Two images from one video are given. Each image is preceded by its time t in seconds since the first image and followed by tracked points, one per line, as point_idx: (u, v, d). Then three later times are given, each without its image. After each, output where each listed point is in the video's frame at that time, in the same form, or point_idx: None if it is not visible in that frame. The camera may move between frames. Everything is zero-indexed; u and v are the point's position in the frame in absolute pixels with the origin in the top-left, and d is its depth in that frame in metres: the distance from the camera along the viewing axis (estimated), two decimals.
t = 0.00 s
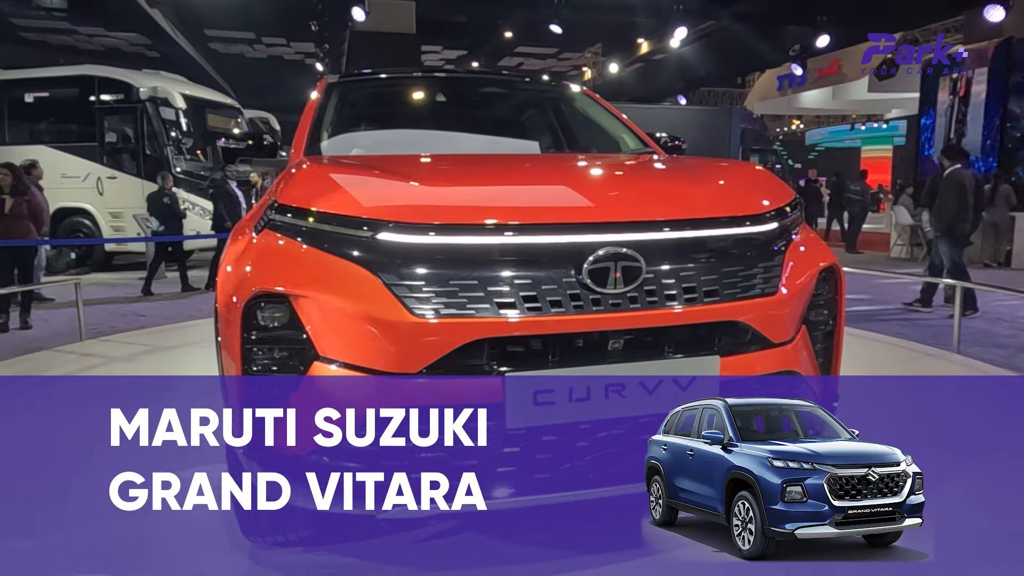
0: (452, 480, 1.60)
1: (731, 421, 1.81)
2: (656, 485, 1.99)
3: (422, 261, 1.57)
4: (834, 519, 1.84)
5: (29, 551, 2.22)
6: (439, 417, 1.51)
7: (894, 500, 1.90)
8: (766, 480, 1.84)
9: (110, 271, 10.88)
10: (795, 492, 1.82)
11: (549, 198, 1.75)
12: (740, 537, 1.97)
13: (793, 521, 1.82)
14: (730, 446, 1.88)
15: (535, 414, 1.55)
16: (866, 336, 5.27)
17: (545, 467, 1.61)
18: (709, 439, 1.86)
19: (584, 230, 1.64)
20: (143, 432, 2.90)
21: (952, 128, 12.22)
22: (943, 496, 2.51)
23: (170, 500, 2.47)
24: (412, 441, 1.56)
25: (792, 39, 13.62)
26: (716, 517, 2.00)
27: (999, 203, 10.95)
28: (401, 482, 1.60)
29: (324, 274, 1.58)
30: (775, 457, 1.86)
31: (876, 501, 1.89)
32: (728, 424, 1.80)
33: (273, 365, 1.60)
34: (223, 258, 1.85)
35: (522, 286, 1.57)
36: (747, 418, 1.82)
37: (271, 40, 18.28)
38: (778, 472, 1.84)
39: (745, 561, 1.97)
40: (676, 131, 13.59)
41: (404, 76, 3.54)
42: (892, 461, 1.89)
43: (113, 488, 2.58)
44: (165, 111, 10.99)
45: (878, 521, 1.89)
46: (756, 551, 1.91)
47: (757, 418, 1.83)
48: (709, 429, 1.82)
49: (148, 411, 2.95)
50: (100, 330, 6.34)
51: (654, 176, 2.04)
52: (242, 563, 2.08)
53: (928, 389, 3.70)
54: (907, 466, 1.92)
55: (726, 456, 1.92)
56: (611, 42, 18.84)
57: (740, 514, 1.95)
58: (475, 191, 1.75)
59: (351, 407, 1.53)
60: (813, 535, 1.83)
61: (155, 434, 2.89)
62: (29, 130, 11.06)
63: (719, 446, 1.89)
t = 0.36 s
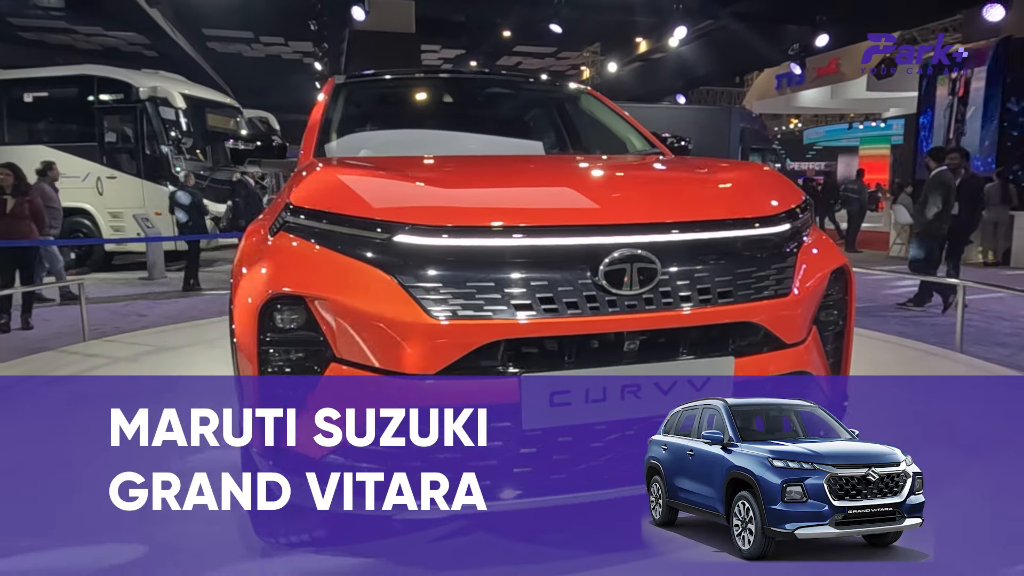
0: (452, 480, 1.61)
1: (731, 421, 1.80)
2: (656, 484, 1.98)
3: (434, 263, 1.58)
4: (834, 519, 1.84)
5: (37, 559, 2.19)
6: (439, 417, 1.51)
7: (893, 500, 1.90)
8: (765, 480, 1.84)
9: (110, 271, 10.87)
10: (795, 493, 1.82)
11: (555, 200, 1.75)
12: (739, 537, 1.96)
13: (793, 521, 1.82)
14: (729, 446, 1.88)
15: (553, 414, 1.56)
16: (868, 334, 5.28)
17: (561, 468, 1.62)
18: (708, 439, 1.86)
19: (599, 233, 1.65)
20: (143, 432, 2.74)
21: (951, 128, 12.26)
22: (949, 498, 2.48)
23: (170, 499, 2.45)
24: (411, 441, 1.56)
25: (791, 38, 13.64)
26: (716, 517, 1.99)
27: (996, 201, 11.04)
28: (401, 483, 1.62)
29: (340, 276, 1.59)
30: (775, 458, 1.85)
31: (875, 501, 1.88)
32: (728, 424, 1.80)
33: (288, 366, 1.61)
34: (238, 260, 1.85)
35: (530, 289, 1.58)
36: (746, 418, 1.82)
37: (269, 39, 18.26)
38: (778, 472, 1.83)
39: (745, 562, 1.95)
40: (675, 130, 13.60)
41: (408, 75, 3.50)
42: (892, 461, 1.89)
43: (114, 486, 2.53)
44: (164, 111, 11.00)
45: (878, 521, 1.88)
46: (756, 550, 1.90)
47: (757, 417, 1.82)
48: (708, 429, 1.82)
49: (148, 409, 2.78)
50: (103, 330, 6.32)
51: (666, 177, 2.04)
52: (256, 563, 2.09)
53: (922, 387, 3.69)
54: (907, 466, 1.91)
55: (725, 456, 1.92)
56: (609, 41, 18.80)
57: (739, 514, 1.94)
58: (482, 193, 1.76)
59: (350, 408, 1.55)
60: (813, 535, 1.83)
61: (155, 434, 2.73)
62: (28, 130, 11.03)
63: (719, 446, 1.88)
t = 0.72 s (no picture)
0: (452, 481, 1.62)
1: (731, 421, 1.80)
2: (656, 483, 1.97)
3: (442, 265, 1.60)
4: (834, 520, 1.82)
5: (43, 561, 2.19)
6: (439, 417, 1.53)
7: (893, 500, 1.89)
8: (764, 480, 1.83)
9: (109, 271, 10.88)
10: (795, 493, 1.81)
11: (558, 202, 1.76)
12: (739, 537, 1.95)
13: (793, 521, 1.80)
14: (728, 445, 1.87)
15: (563, 415, 1.57)
16: (869, 334, 5.29)
17: (571, 468, 1.64)
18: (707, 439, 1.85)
19: (607, 235, 1.66)
20: (143, 432, 2.74)
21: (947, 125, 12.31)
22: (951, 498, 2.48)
23: (170, 499, 2.45)
24: (411, 441, 1.58)
25: (790, 37, 13.65)
26: (715, 517, 1.98)
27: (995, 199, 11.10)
28: (401, 483, 1.63)
29: (352, 279, 1.60)
30: (774, 458, 1.84)
31: (875, 501, 1.88)
32: (728, 424, 1.80)
33: (299, 367, 1.62)
34: (250, 262, 1.87)
35: (538, 291, 1.59)
36: (746, 418, 1.81)
37: (268, 39, 18.27)
38: (779, 471, 1.82)
39: (745, 562, 1.94)
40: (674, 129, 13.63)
41: (410, 77, 3.51)
42: (892, 461, 1.88)
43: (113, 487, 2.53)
44: (164, 110, 10.99)
45: (877, 521, 1.87)
46: (756, 550, 1.89)
47: (756, 417, 1.82)
48: (709, 428, 1.82)
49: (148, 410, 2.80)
50: (104, 330, 6.33)
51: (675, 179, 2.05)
52: (265, 562, 2.10)
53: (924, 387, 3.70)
54: (906, 465, 1.90)
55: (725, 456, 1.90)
56: (607, 40, 18.81)
57: (739, 513, 1.93)
58: (489, 196, 1.77)
59: (350, 408, 1.56)
60: (813, 535, 1.82)
61: (155, 434, 2.75)
62: (27, 129, 11.03)
63: (718, 446, 1.87)
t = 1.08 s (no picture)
0: (452, 480, 1.64)
1: (731, 421, 1.81)
2: (657, 483, 1.99)
3: (448, 267, 1.61)
4: (834, 520, 1.84)
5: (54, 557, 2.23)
6: (439, 417, 1.54)
7: (893, 500, 1.91)
8: (765, 481, 1.85)
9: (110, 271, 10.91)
10: (796, 493, 1.82)
11: (561, 203, 1.78)
12: (739, 537, 1.96)
13: (793, 521, 1.82)
14: (730, 445, 1.89)
15: (569, 415, 1.59)
16: (868, 333, 5.31)
17: (577, 467, 1.65)
18: (709, 439, 1.87)
19: (611, 237, 1.68)
20: (144, 433, 2.81)
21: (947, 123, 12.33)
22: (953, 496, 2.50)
23: (169, 499, 2.49)
24: (412, 441, 1.59)
25: (790, 36, 13.67)
26: (715, 517, 1.99)
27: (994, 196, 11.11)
28: (401, 483, 1.65)
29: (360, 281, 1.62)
30: (775, 458, 1.86)
31: (875, 501, 1.89)
32: (729, 424, 1.81)
33: (308, 366, 1.64)
34: (258, 263, 1.88)
35: (543, 292, 1.61)
36: (746, 418, 1.83)
37: (267, 38, 18.27)
38: (780, 472, 1.84)
39: (744, 562, 1.96)
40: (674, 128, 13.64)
41: (411, 79, 3.53)
42: (892, 461, 1.90)
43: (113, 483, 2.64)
44: (165, 110, 10.97)
45: (877, 521, 1.89)
46: (756, 551, 1.90)
47: (757, 417, 1.84)
48: (710, 428, 1.83)
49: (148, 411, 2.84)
50: (107, 330, 6.35)
51: (681, 180, 2.07)
52: (273, 562, 2.11)
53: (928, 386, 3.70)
54: (906, 466, 1.92)
55: (726, 456, 1.92)
56: (607, 39, 18.80)
57: (739, 513, 1.95)
58: (493, 197, 1.78)
59: (355, 407, 1.58)
60: (813, 536, 1.83)
61: (155, 434, 2.79)
62: (28, 129, 11.01)
63: (720, 446, 1.89)
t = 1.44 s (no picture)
0: (452, 480, 1.67)
1: (731, 421, 1.84)
2: (657, 484, 2.01)
3: (457, 268, 1.63)
4: (834, 521, 1.87)
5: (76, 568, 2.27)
6: (443, 417, 1.56)
7: (892, 501, 1.93)
8: (765, 481, 1.87)
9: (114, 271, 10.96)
10: (795, 493, 1.85)
11: (567, 205, 1.80)
12: (738, 537, 1.98)
13: (793, 521, 1.84)
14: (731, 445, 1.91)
15: (578, 414, 1.61)
16: (869, 332, 5.33)
17: (585, 466, 1.67)
18: (709, 439, 1.89)
19: (617, 237, 1.70)
20: (143, 432, 2.53)
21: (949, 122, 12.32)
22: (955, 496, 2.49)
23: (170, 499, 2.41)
24: (412, 441, 1.62)
25: (791, 36, 13.68)
26: (715, 518, 2.01)
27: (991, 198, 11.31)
28: (405, 482, 1.67)
29: (370, 282, 1.64)
30: (775, 459, 1.88)
31: (875, 501, 1.92)
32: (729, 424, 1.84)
33: (319, 365, 1.66)
34: (269, 264, 1.90)
35: (552, 293, 1.63)
36: (746, 418, 1.85)
37: (269, 38, 18.30)
38: (779, 472, 1.86)
39: (744, 562, 1.98)
40: (675, 128, 13.66)
41: (414, 81, 3.55)
42: (892, 461, 1.92)
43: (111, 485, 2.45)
44: (168, 111, 10.99)
45: (877, 522, 1.92)
46: (756, 551, 1.92)
47: (757, 417, 1.86)
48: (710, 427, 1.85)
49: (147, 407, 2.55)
50: (113, 330, 6.40)
51: (699, 182, 2.09)
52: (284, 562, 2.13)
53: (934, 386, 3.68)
54: (905, 467, 1.95)
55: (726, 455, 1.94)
56: (608, 38, 18.81)
57: (738, 513, 1.97)
58: (502, 199, 1.80)
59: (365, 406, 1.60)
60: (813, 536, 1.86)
61: (155, 434, 2.52)
62: (30, 129, 11.03)
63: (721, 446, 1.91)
